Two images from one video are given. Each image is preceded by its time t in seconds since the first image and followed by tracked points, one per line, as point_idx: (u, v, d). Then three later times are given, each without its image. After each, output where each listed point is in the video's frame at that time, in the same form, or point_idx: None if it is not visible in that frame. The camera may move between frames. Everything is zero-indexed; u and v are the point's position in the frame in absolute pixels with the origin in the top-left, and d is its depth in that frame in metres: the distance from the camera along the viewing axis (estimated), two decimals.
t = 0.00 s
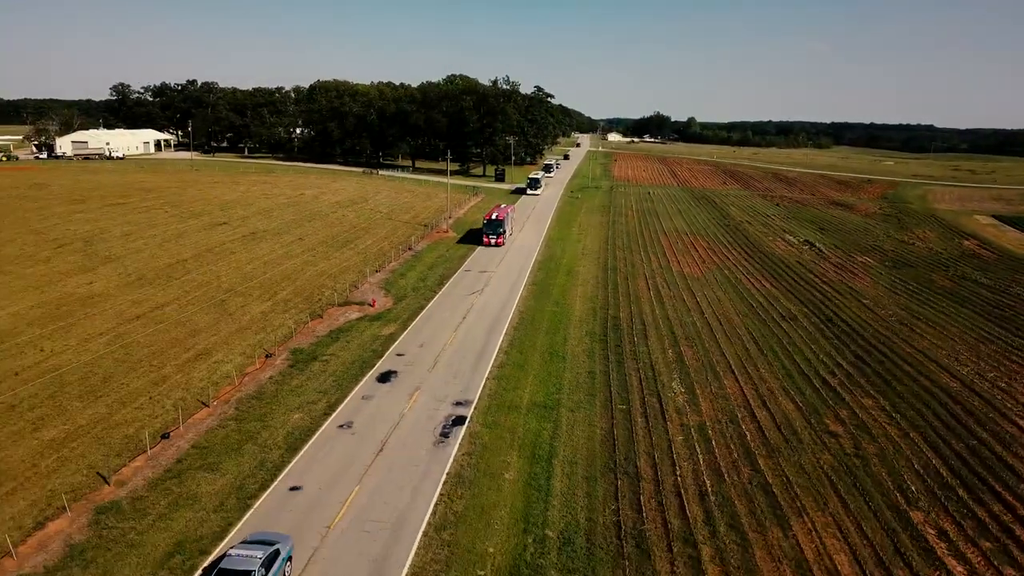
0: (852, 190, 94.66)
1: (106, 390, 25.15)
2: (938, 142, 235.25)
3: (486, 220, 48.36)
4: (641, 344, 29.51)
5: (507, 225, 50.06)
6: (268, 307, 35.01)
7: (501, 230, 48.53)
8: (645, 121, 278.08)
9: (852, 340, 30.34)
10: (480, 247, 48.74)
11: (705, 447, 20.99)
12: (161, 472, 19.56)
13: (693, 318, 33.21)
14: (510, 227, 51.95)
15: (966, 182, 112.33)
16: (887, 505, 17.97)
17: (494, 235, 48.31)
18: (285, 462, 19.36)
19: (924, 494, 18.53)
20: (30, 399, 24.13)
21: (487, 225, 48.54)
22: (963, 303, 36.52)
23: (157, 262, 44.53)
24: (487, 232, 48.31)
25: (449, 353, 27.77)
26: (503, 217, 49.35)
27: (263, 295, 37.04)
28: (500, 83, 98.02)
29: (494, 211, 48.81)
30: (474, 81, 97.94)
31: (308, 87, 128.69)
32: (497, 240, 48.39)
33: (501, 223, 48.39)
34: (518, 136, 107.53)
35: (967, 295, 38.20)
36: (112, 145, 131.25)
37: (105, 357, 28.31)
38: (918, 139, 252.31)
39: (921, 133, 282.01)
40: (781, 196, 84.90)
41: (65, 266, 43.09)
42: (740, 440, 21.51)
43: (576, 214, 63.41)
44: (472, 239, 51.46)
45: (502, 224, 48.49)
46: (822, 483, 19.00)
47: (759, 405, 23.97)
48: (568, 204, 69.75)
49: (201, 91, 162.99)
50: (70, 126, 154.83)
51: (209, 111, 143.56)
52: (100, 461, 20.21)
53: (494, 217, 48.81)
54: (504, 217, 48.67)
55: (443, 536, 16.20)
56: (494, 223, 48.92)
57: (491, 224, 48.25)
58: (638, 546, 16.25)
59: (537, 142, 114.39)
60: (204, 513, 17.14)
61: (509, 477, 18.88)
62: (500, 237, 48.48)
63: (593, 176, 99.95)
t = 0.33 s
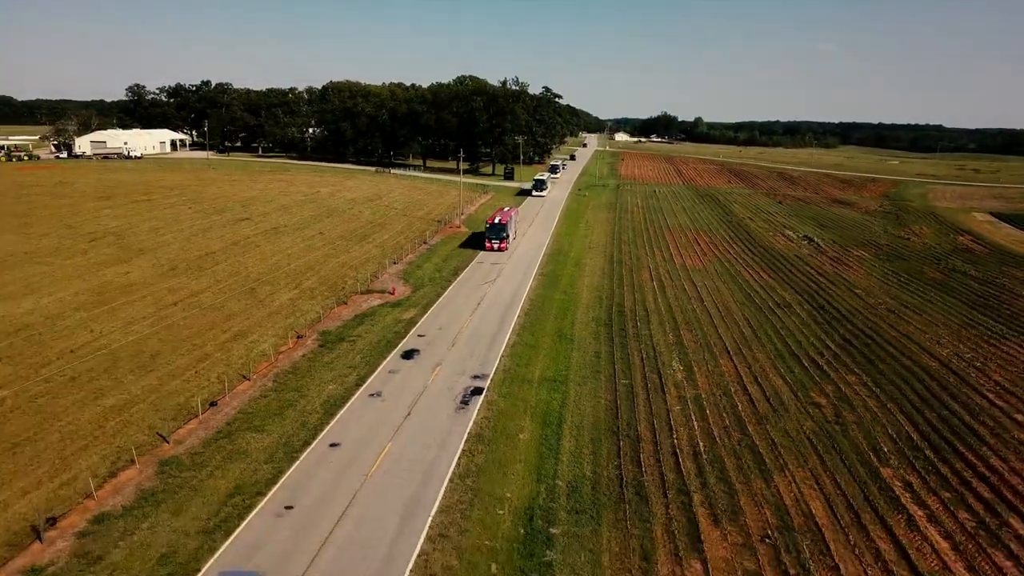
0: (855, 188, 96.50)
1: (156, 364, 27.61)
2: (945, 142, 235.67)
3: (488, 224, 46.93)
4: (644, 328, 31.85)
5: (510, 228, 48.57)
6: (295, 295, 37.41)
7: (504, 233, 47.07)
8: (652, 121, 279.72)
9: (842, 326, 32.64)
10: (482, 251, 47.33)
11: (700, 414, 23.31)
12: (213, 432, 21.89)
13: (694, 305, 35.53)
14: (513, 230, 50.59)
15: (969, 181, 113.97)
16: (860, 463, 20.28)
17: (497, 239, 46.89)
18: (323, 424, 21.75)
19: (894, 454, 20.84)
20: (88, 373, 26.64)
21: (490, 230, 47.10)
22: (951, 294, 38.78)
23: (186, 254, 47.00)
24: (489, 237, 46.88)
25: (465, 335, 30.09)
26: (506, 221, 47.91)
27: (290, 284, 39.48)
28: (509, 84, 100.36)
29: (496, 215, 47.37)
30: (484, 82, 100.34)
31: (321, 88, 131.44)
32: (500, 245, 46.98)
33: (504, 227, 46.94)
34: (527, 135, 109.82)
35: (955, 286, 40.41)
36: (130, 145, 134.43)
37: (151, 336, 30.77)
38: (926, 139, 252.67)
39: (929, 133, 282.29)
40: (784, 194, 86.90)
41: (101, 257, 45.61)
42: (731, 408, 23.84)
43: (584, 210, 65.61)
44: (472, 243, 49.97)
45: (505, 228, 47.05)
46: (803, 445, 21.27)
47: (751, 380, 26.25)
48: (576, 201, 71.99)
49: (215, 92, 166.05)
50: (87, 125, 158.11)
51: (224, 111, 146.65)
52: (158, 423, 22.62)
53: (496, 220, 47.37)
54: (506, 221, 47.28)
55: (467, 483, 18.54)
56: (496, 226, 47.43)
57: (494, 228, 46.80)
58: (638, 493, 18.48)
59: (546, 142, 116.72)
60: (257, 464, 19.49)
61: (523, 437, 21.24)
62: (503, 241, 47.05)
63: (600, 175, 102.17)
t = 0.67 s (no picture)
0: (852, 186, 98.72)
1: (193, 342, 30.04)
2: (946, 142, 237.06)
3: (485, 227, 45.70)
4: (642, 312, 34.14)
5: (508, 231, 47.23)
6: (315, 282, 39.85)
7: (502, 237, 45.78)
8: (655, 121, 281.59)
9: (828, 311, 34.94)
10: (479, 255, 46.01)
11: (691, 385, 25.64)
12: (251, 398, 24.25)
13: (689, 292, 37.82)
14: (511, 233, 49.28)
15: (965, 179, 115.93)
16: (833, 425, 22.62)
17: (494, 243, 45.53)
18: (349, 391, 24.11)
19: (864, 418, 23.19)
20: (132, 349, 29.07)
21: (487, 233, 45.83)
22: (934, 283, 41.10)
23: (208, 245, 49.42)
24: (486, 240, 45.59)
25: (475, 318, 32.42)
26: (504, 223, 46.60)
27: (309, 273, 41.86)
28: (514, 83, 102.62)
29: (494, 218, 46.05)
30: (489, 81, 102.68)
31: (329, 88, 133.95)
32: (497, 249, 45.63)
33: (502, 230, 45.65)
34: (532, 134, 112.13)
35: (939, 276, 42.73)
36: (142, 143, 137.11)
37: (185, 318, 33.17)
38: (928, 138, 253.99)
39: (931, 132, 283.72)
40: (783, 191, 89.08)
41: (128, 248, 48.04)
42: (719, 380, 26.17)
43: (586, 206, 68.01)
44: (470, 247, 48.79)
45: (503, 231, 45.74)
46: (783, 411, 23.60)
47: (739, 357, 28.53)
48: (579, 197, 74.27)
49: (225, 91, 168.67)
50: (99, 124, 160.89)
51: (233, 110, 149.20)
52: (200, 391, 24.98)
53: (494, 223, 46.10)
54: (504, 224, 46.01)
55: (480, 438, 20.93)
56: (494, 229, 46.12)
57: (491, 231, 45.55)
58: (632, 449, 20.80)
59: (550, 140, 119.08)
60: (294, 423, 21.91)
61: (530, 402, 23.63)
62: (500, 245, 45.74)
63: (603, 172, 104.36)
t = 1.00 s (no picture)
0: (848, 183, 101.01)
1: (223, 323, 32.55)
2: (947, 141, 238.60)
3: (481, 230, 44.71)
4: (638, 299, 36.54)
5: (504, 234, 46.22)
6: (331, 271, 42.36)
7: (498, 240, 44.84)
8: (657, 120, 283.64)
9: (814, 298, 37.35)
10: (475, 258, 44.96)
11: (682, 361, 28.07)
12: (282, 370, 26.74)
13: (684, 281, 40.24)
14: (507, 236, 48.20)
15: (961, 178, 117.87)
16: (809, 394, 25.05)
17: (490, 246, 44.62)
18: (369, 364, 26.58)
19: (837, 389, 25.62)
20: (168, 329, 31.61)
21: (482, 236, 44.87)
22: (917, 272, 43.45)
23: (227, 237, 51.94)
24: (482, 243, 44.61)
25: (482, 304, 34.81)
26: (500, 226, 45.57)
27: (325, 262, 44.37)
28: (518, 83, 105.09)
29: (489, 220, 45.05)
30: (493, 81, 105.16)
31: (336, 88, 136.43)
32: (494, 253, 44.72)
33: (498, 233, 44.68)
34: (535, 133, 114.58)
35: (922, 267, 45.06)
36: (152, 142, 139.82)
37: (213, 302, 35.74)
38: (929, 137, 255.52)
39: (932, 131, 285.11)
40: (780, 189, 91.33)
41: (152, 240, 50.56)
42: (708, 357, 28.60)
43: (588, 202, 70.50)
44: (465, 250, 47.88)
45: (498, 234, 44.79)
46: (764, 382, 26.01)
47: (728, 338, 30.95)
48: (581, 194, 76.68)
49: (232, 91, 171.32)
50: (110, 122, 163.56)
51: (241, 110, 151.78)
52: (235, 363, 27.54)
53: (490, 226, 45.12)
54: (500, 227, 45.01)
55: (491, 402, 23.40)
56: (489, 232, 45.10)
57: (487, 234, 44.56)
58: (626, 412, 23.24)
59: (553, 139, 121.56)
60: (323, 390, 24.41)
61: (535, 373, 26.10)
62: (496, 248, 44.81)
63: (605, 170, 106.69)
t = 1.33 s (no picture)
0: (842, 182, 103.65)
1: (247, 307, 35.14)
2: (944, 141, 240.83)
3: (474, 234, 43.37)
4: (634, 287, 39.02)
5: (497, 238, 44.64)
6: (344, 261, 44.91)
7: (491, 244, 43.48)
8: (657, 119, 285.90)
9: (799, 286, 39.80)
10: (468, 264, 43.62)
11: (671, 340, 30.58)
12: (305, 346, 29.30)
13: (677, 271, 42.72)
14: (502, 239, 46.86)
15: (954, 176, 120.29)
16: (786, 369, 27.54)
17: (484, 250, 43.30)
18: (386, 342, 29.11)
19: (812, 364, 28.13)
20: (197, 311, 34.21)
21: (476, 240, 43.47)
22: (899, 263, 45.92)
23: (243, 230, 54.49)
24: (476, 248, 43.19)
25: (487, 291, 37.28)
26: (494, 230, 44.15)
27: (339, 254, 46.91)
28: (519, 83, 107.61)
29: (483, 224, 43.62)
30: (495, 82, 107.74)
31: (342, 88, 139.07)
32: (487, 257, 43.45)
33: (492, 237, 43.32)
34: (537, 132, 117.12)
35: (905, 258, 47.47)
36: (161, 141, 142.37)
37: (237, 288, 38.34)
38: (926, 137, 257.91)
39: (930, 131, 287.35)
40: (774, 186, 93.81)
41: (172, 232, 53.14)
42: (696, 337, 31.14)
43: (587, 198, 73.13)
44: (459, 254, 46.71)
45: (492, 238, 43.41)
46: (746, 358, 28.55)
47: (715, 321, 33.46)
48: (581, 191, 79.29)
49: (239, 91, 174.02)
50: (119, 122, 166.21)
51: (247, 109, 154.40)
52: (263, 341, 30.13)
53: (483, 229, 43.69)
54: (494, 231, 43.62)
55: (497, 372, 25.95)
56: (483, 236, 43.75)
57: (481, 238, 43.13)
58: (619, 382, 25.76)
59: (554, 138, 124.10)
60: (345, 362, 27.00)
61: (536, 349, 28.64)
62: (490, 252, 43.48)
63: (604, 169, 109.16)
